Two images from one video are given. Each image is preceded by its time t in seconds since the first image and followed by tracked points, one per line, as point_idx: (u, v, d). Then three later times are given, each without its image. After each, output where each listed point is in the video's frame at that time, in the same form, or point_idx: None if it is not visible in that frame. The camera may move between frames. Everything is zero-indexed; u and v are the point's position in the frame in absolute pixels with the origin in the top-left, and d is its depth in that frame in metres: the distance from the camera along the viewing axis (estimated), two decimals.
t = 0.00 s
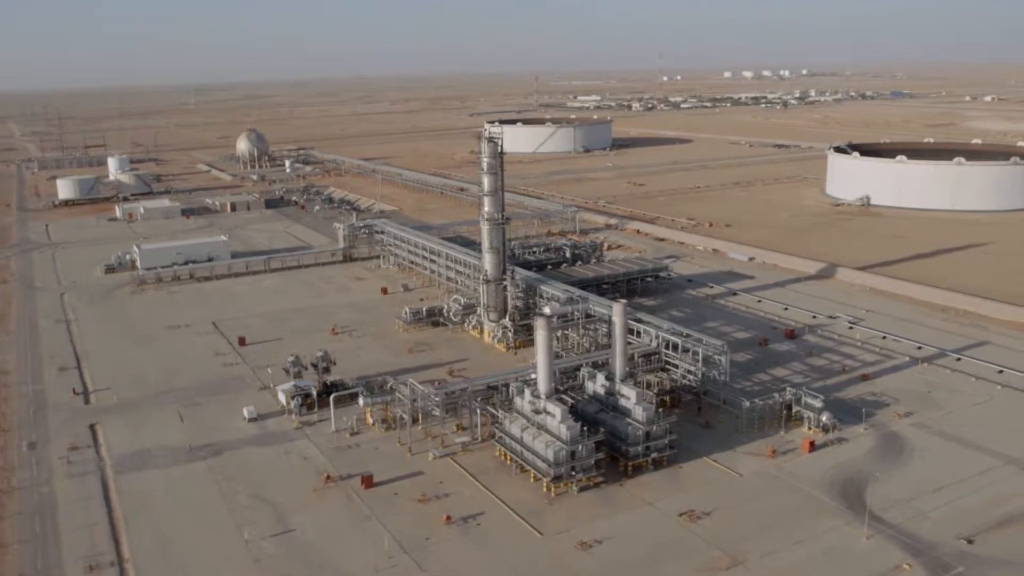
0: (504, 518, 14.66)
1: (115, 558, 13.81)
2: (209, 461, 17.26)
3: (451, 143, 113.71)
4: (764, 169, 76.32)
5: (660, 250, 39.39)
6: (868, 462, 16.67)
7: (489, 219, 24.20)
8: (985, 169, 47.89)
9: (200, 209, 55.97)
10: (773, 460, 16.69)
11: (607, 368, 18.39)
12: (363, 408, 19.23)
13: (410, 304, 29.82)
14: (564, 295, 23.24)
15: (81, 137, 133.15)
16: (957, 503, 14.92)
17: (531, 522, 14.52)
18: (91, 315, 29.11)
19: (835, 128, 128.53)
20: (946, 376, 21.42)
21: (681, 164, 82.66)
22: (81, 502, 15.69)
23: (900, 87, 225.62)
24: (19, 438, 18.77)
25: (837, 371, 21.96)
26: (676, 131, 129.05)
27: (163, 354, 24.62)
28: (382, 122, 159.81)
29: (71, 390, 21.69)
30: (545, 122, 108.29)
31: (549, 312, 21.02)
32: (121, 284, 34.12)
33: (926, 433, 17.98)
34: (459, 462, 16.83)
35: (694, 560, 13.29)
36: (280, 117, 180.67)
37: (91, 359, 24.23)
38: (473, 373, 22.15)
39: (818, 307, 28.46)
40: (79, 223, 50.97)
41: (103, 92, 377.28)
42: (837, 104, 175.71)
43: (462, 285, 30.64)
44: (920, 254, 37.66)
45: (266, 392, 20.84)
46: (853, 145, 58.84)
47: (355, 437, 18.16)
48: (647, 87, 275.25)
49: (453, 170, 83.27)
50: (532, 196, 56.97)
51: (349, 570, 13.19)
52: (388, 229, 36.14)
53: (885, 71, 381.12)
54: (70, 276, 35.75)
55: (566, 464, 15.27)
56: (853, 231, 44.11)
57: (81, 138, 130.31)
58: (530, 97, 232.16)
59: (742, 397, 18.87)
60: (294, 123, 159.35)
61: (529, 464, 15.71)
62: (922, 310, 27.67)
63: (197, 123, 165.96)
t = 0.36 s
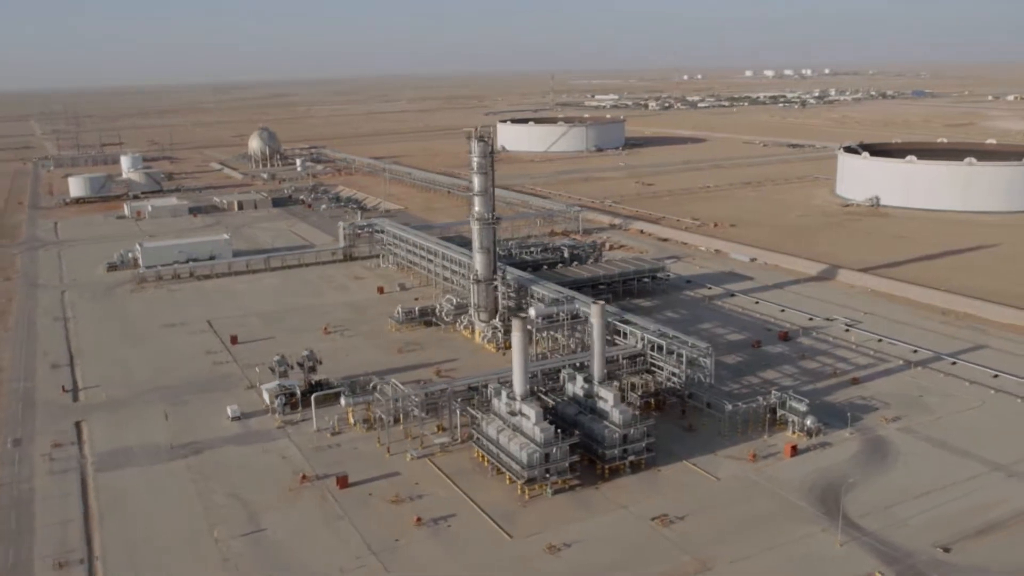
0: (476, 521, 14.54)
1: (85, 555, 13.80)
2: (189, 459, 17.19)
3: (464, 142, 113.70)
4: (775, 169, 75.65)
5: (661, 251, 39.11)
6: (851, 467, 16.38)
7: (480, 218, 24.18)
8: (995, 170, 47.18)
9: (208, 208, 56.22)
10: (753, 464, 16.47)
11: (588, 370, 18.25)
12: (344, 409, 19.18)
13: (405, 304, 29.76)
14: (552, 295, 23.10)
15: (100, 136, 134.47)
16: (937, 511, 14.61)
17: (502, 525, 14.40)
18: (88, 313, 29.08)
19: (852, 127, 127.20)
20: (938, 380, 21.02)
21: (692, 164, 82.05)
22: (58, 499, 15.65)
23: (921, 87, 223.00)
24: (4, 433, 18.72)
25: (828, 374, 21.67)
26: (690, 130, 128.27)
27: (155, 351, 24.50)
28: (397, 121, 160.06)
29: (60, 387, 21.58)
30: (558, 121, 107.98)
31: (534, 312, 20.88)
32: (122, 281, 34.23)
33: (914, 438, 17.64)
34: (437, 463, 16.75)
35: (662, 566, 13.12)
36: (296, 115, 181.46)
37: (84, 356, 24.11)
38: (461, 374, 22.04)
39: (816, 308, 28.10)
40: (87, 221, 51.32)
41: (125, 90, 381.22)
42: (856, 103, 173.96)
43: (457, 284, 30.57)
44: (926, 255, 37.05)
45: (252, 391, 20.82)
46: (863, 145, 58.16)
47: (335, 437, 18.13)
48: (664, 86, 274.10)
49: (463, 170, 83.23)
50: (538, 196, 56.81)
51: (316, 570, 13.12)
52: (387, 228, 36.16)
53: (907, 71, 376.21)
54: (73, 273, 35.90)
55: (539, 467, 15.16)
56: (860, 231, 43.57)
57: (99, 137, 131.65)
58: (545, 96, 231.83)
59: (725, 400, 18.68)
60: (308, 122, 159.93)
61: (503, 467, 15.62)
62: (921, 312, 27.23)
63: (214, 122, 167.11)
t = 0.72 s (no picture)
0: (450, 524, 14.46)
1: (60, 553, 13.84)
2: (172, 459, 17.21)
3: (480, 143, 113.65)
4: (791, 169, 74.82)
5: (666, 253, 38.80)
6: (835, 475, 16.10)
7: (473, 220, 24.09)
8: (1011, 171, 46.30)
9: (219, 208, 56.58)
10: (736, 470, 16.27)
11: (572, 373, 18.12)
12: (330, 409, 19.16)
13: (404, 304, 29.74)
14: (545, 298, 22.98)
15: (121, 136, 135.99)
16: (919, 520, 14.34)
17: (476, 529, 14.31)
18: (89, 312, 29.25)
19: (873, 128, 125.57)
20: (934, 386, 20.65)
21: (707, 164, 81.35)
22: (39, 497, 15.72)
23: (948, 87, 219.57)
24: None
25: (822, 379, 21.39)
26: (709, 131, 127.34)
27: (152, 351, 24.57)
28: (415, 121, 160.40)
29: (54, 385, 21.66)
30: (573, 121, 107.69)
31: (522, 314, 20.78)
32: (127, 281, 34.48)
33: (904, 446, 17.31)
34: (417, 465, 16.69)
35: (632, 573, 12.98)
36: (316, 116, 182.62)
37: (80, 355, 24.23)
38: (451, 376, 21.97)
39: (817, 311, 27.72)
40: (100, 221, 51.81)
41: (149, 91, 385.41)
42: (879, 104, 171.84)
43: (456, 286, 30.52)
44: (935, 258, 36.38)
45: (241, 391, 20.86)
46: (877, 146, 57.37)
47: (319, 437, 18.11)
48: (685, 87, 272.57)
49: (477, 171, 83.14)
50: (548, 198, 56.60)
51: (285, 572, 13.09)
52: (390, 229, 36.20)
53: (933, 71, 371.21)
54: (80, 271, 36.18)
55: (516, 470, 15.07)
56: (871, 233, 42.93)
57: (121, 138, 133.32)
58: (565, 97, 231.19)
59: (711, 405, 18.47)
60: (327, 122, 160.65)
61: (481, 470, 15.53)
62: (924, 316, 26.76)
63: (234, 122, 168.28)
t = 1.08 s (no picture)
0: (425, 529, 14.38)
1: (37, 553, 13.93)
2: (158, 460, 17.28)
3: (498, 146, 113.66)
4: (809, 172, 73.91)
5: (674, 257, 38.49)
6: (820, 482, 15.85)
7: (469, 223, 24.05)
8: None
9: (234, 210, 57.08)
10: (719, 479, 16.05)
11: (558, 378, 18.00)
12: (318, 412, 19.17)
13: (404, 307, 29.75)
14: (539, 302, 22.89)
15: (146, 138, 137.89)
16: (902, 532, 14.03)
17: (450, 534, 14.22)
18: (94, 313, 29.54)
19: (898, 130, 123.75)
20: (932, 394, 20.25)
21: (725, 166, 80.63)
22: (24, 496, 15.82)
23: (977, 90, 215.88)
24: None
25: (818, 386, 21.08)
26: (730, 134, 126.27)
27: (150, 352, 24.74)
28: (436, 124, 160.80)
29: (51, 384, 21.84)
30: (592, 124, 107.32)
31: (512, 319, 20.69)
32: (135, 282, 34.82)
33: (893, 455, 17.01)
34: (399, 469, 16.65)
35: None
36: (340, 118, 183.87)
37: (80, 355, 24.44)
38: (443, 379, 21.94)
39: (820, 317, 27.31)
40: (116, 222, 52.43)
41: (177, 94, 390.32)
42: (905, 106, 169.46)
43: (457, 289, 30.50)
44: (947, 264, 35.69)
45: (233, 393, 20.95)
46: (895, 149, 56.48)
47: (305, 440, 18.13)
48: (708, 89, 270.83)
49: (493, 173, 83.10)
50: (560, 201, 56.42)
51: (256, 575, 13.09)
52: (395, 232, 36.28)
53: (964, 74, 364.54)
54: (91, 272, 36.58)
55: (494, 476, 14.98)
56: (885, 237, 42.24)
57: (146, 139, 135.18)
58: (588, 99, 230.65)
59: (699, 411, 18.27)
60: (349, 125, 161.56)
61: (460, 475, 15.46)
62: (929, 322, 26.25)
63: (258, 125, 169.79)
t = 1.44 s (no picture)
0: (402, 533, 14.34)
1: (18, 552, 14.07)
2: (146, 461, 17.38)
3: (519, 149, 113.62)
4: (830, 175, 72.91)
5: (683, 261, 38.16)
6: (806, 492, 15.58)
7: (466, 226, 23.99)
8: None
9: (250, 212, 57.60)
10: (703, 487, 15.83)
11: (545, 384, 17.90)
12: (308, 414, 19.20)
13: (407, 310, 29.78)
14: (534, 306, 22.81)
15: (174, 140, 139.90)
16: (885, 544, 13.74)
17: (426, 539, 14.15)
18: (102, 314, 29.87)
19: (926, 133, 121.69)
20: (931, 403, 19.82)
21: (744, 170, 79.83)
22: (12, 495, 15.98)
23: (1010, 92, 211.77)
24: None
25: (815, 393, 20.76)
26: (753, 137, 125.01)
27: (152, 352, 24.97)
28: (458, 127, 161.09)
29: (51, 384, 22.09)
30: (612, 127, 106.84)
31: (504, 324, 20.63)
32: (145, 283, 35.21)
33: (885, 465, 16.68)
34: (383, 473, 16.64)
35: None
36: (364, 121, 184.99)
37: (83, 355, 24.71)
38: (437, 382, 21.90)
39: (824, 322, 26.90)
40: (135, 224, 53.11)
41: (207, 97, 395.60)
42: (934, 109, 166.72)
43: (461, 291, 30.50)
44: (961, 270, 34.99)
45: (228, 394, 21.06)
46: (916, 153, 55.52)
47: (292, 442, 18.17)
48: (734, 92, 268.61)
49: (512, 176, 83.08)
50: (574, 204, 56.21)
51: None
52: (403, 235, 36.40)
53: (998, 77, 358.37)
54: (103, 273, 37.05)
55: (473, 481, 14.92)
56: (901, 241, 41.49)
57: (173, 141, 137.19)
58: (613, 102, 230.05)
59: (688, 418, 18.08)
60: (372, 128, 162.36)
61: (440, 480, 15.42)
62: (937, 329, 25.71)
63: (283, 127, 171.21)
